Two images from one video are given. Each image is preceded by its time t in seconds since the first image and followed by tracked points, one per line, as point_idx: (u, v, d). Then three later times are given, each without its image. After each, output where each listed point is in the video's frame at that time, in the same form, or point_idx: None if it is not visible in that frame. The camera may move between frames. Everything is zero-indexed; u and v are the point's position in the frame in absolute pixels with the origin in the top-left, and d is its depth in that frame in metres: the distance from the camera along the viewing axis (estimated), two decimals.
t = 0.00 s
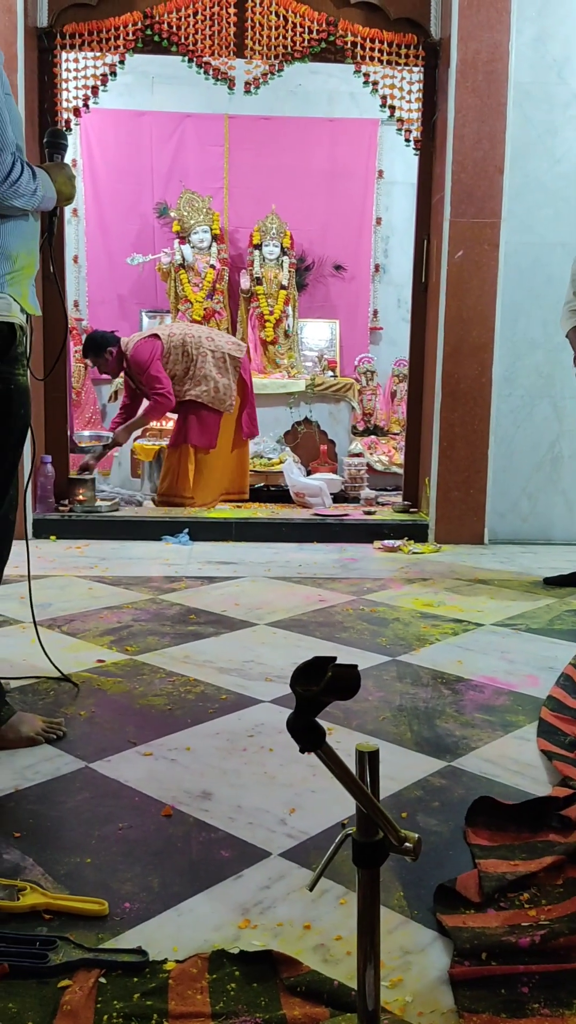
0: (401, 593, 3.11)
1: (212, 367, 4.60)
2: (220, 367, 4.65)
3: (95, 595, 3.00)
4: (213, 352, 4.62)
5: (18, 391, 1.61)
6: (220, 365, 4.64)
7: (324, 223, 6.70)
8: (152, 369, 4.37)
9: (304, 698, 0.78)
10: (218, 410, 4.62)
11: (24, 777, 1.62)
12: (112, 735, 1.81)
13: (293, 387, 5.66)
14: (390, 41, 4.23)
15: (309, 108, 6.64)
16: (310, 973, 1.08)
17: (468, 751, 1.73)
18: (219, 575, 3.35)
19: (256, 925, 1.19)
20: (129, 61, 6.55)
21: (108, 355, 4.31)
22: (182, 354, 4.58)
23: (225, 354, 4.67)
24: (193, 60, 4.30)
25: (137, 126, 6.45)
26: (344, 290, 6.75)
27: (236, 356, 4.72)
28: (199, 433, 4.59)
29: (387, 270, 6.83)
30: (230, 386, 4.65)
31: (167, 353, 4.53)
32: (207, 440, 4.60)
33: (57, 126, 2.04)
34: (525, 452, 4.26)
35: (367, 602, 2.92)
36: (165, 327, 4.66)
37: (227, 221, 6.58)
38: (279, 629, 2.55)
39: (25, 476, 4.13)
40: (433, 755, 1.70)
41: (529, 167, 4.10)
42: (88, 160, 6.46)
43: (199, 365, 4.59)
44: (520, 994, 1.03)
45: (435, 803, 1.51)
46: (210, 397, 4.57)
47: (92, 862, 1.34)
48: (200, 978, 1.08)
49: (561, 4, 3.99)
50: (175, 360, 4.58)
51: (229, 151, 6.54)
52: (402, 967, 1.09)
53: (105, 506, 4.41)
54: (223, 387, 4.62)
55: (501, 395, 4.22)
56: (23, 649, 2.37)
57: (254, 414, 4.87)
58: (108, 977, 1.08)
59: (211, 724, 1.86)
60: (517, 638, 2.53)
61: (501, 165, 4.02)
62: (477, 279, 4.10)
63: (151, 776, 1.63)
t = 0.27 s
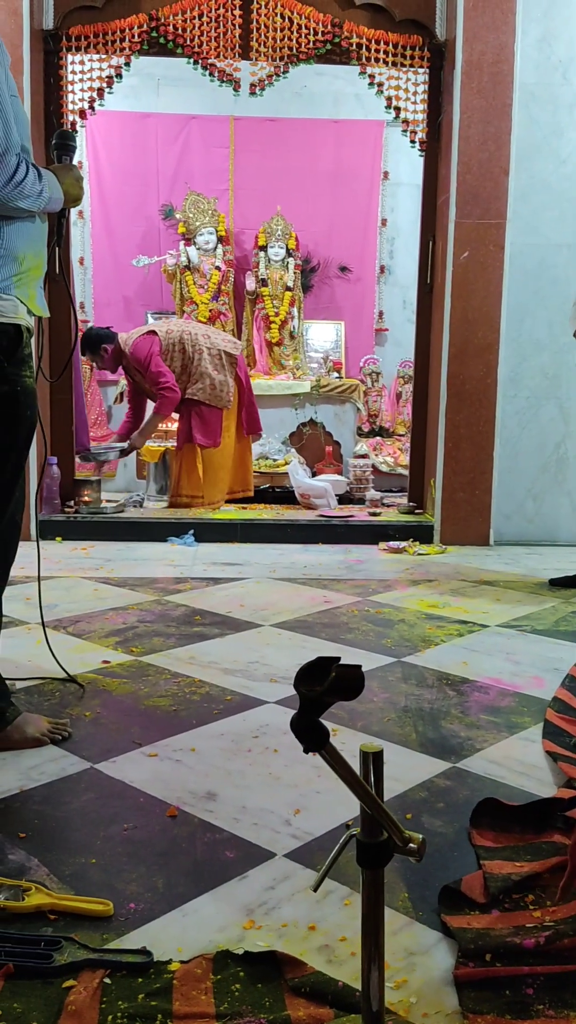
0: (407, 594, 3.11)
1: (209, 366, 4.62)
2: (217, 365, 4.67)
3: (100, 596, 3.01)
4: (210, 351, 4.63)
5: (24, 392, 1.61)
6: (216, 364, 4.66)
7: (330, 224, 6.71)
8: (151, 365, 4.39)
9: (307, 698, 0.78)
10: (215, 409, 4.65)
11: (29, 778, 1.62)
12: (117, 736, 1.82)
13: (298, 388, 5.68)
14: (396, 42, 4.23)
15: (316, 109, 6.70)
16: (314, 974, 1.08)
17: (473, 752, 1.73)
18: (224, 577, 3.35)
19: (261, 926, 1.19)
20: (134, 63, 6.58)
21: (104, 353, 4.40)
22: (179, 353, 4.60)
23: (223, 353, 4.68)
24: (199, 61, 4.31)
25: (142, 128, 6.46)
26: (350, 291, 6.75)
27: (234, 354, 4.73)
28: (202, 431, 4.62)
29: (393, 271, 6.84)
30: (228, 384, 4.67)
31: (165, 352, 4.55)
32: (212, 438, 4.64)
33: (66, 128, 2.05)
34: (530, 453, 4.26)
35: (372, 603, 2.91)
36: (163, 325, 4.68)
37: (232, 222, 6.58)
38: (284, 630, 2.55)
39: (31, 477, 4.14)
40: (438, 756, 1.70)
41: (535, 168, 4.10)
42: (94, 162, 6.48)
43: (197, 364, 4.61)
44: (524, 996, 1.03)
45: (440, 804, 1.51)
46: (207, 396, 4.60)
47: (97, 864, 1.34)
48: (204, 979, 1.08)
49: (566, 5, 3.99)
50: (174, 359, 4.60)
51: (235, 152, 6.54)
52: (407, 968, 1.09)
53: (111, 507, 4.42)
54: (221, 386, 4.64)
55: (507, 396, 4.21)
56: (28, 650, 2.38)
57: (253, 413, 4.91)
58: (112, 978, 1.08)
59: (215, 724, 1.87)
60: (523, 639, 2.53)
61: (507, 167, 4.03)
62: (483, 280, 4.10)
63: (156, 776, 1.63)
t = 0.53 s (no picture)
0: (409, 595, 3.11)
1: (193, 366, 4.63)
2: (203, 367, 4.67)
3: (103, 597, 3.01)
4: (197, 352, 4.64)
5: (26, 394, 1.62)
6: (202, 365, 4.66)
7: (332, 226, 6.71)
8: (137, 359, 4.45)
9: (309, 699, 0.78)
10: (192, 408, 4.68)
11: (31, 779, 1.62)
12: (119, 737, 1.82)
13: (301, 390, 5.68)
14: (398, 43, 4.23)
15: (318, 111, 6.71)
16: (317, 975, 1.08)
17: (476, 753, 1.73)
18: (226, 577, 3.36)
19: (263, 927, 1.19)
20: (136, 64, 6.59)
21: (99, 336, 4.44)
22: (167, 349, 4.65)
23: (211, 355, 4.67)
24: (201, 63, 4.31)
25: (144, 130, 6.47)
26: (352, 292, 6.75)
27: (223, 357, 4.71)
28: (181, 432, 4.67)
29: (395, 272, 6.87)
30: (210, 387, 4.67)
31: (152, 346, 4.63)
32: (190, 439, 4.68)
33: (70, 128, 2.05)
34: (533, 454, 4.26)
35: (375, 604, 2.91)
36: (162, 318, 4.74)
37: (234, 224, 6.57)
38: (286, 631, 2.56)
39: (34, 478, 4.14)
40: (440, 757, 1.70)
41: (537, 169, 4.10)
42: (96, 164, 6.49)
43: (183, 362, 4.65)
44: (526, 998, 1.03)
45: (443, 805, 1.51)
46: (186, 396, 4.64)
47: (99, 865, 1.34)
48: (207, 980, 1.08)
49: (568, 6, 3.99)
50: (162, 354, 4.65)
51: (237, 154, 6.55)
52: (409, 969, 1.09)
53: (113, 509, 4.42)
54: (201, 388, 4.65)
55: (509, 396, 4.21)
56: (31, 651, 2.38)
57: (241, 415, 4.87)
58: (115, 979, 1.08)
59: (218, 725, 1.87)
60: (525, 640, 2.53)
61: (509, 167, 4.03)
62: (485, 281, 4.10)
63: (158, 777, 1.63)
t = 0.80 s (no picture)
0: (411, 596, 3.10)
1: (180, 369, 4.58)
2: (191, 370, 4.60)
3: (105, 597, 3.02)
4: (184, 353, 4.59)
5: (28, 395, 1.62)
6: (189, 369, 4.60)
7: (334, 227, 6.71)
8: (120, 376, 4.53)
9: (312, 699, 0.79)
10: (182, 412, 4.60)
11: (34, 779, 1.62)
12: (121, 737, 1.82)
13: (303, 392, 5.68)
14: (399, 44, 4.23)
15: (320, 112, 6.69)
16: (319, 975, 1.08)
17: (478, 754, 1.73)
18: (228, 578, 3.36)
19: (266, 927, 1.19)
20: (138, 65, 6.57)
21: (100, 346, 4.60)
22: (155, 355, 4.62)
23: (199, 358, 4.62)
24: (203, 64, 4.32)
25: (146, 131, 6.48)
26: (354, 292, 6.76)
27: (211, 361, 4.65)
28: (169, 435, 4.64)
29: (396, 272, 6.83)
30: (197, 390, 4.59)
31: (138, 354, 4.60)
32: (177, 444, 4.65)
33: (73, 127, 2.05)
34: (535, 455, 4.25)
35: (377, 605, 2.91)
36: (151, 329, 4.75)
37: (236, 224, 6.61)
38: (288, 632, 2.56)
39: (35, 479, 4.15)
40: (442, 757, 1.70)
41: (539, 169, 4.09)
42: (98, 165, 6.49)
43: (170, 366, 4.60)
44: (529, 999, 1.03)
45: (445, 806, 1.51)
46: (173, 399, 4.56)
47: (101, 865, 1.34)
48: (209, 980, 1.08)
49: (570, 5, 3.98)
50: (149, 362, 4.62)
51: (239, 155, 6.56)
52: (412, 969, 1.09)
53: (115, 509, 4.42)
54: (190, 390, 4.58)
55: (511, 397, 4.21)
56: (33, 652, 2.38)
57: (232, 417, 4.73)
58: (117, 979, 1.08)
59: (220, 726, 1.87)
60: (527, 641, 2.52)
61: (510, 168, 4.03)
62: (486, 281, 4.10)
63: (160, 778, 1.63)
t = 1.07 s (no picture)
0: (413, 597, 3.10)
1: (172, 376, 4.64)
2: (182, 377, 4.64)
3: (107, 598, 3.02)
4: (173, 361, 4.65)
5: (28, 396, 1.62)
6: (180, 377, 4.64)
7: (335, 228, 6.72)
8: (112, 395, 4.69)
9: (315, 699, 0.78)
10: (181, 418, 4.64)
11: (35, 780, 1.62)
12: (123, 737, 1.82)
13: (304, 393, 5.67)
14: (400, 45, 4.23)
15: (322, 113, 6.69)
16: (321, 976, 1.08)
17: (480, 755, 1.73)
18: (229, 579, 3.36)
19: (268, 928, 1.19)
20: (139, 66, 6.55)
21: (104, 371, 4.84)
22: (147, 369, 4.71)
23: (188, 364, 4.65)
24: (204, 65, 4.33)
25: (147, 132, 6.49)
26: (355, 293, 6.77)
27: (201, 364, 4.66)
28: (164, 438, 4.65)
29: (398, 274, 6.81)
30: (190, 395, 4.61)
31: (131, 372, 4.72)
32: (167, 447, 4.62)
33: (76, 119, 2.05)
34: (536, 456, 4.25)
35: (378, 606, 2.91)
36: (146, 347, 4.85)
37: (237, 225, 6.62)
38: (289, 633, 2.56)
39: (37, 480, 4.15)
40: (444, 758, 1.70)
41: (540, 170, 4.09)
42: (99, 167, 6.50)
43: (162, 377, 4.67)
44: (531, 1000, 1.03)
45: (447, 806, 1.51)
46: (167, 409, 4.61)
47: (102, 866, 1.34)
48: (211, 981, 1.08)
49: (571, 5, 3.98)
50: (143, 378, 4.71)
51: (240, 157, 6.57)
52: (414, 970, 1.09)
53: (116, 510, 4.43)
54: (184, 395, 4.62)
55: (512, 398, 4.20)
56: (34, 652, 2.38)
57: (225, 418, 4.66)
58: (119, 980, 1.08)
59: (221, 727, 1.87)
60: (529, 641, 2.52)
61: (512, 169, 4.04)
62: (488, 282, 4.11)
63: (162, 778, 1.64)
